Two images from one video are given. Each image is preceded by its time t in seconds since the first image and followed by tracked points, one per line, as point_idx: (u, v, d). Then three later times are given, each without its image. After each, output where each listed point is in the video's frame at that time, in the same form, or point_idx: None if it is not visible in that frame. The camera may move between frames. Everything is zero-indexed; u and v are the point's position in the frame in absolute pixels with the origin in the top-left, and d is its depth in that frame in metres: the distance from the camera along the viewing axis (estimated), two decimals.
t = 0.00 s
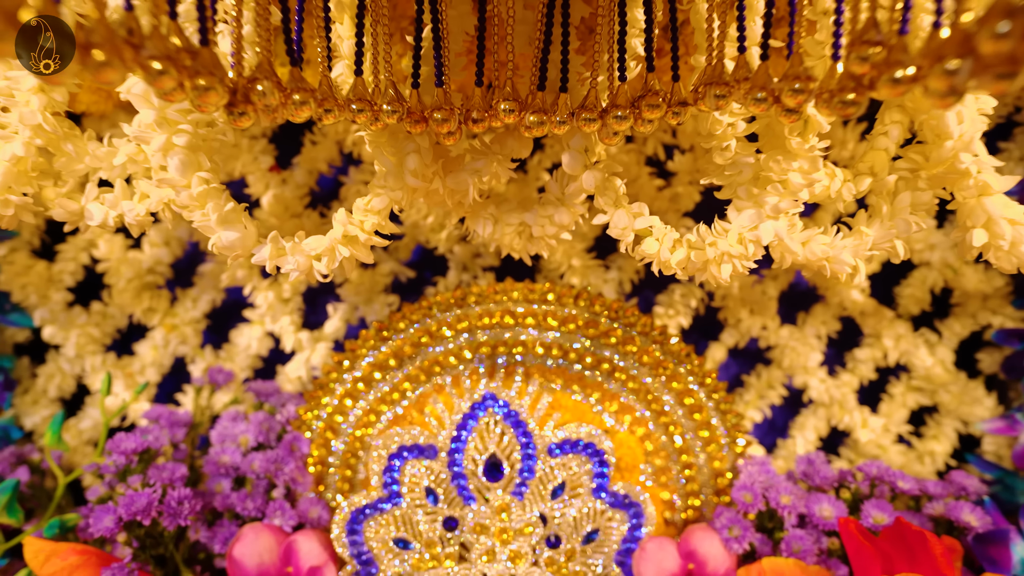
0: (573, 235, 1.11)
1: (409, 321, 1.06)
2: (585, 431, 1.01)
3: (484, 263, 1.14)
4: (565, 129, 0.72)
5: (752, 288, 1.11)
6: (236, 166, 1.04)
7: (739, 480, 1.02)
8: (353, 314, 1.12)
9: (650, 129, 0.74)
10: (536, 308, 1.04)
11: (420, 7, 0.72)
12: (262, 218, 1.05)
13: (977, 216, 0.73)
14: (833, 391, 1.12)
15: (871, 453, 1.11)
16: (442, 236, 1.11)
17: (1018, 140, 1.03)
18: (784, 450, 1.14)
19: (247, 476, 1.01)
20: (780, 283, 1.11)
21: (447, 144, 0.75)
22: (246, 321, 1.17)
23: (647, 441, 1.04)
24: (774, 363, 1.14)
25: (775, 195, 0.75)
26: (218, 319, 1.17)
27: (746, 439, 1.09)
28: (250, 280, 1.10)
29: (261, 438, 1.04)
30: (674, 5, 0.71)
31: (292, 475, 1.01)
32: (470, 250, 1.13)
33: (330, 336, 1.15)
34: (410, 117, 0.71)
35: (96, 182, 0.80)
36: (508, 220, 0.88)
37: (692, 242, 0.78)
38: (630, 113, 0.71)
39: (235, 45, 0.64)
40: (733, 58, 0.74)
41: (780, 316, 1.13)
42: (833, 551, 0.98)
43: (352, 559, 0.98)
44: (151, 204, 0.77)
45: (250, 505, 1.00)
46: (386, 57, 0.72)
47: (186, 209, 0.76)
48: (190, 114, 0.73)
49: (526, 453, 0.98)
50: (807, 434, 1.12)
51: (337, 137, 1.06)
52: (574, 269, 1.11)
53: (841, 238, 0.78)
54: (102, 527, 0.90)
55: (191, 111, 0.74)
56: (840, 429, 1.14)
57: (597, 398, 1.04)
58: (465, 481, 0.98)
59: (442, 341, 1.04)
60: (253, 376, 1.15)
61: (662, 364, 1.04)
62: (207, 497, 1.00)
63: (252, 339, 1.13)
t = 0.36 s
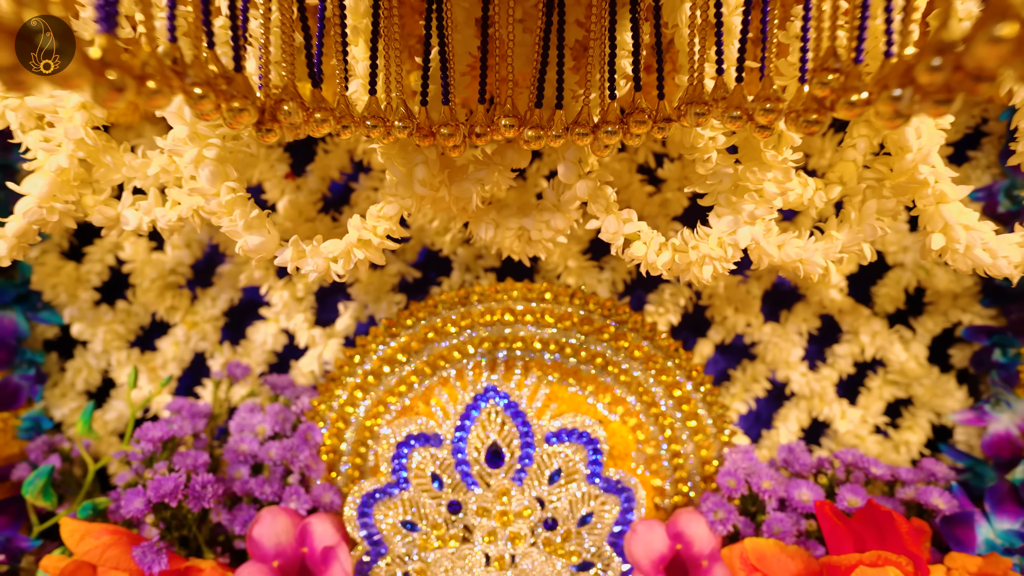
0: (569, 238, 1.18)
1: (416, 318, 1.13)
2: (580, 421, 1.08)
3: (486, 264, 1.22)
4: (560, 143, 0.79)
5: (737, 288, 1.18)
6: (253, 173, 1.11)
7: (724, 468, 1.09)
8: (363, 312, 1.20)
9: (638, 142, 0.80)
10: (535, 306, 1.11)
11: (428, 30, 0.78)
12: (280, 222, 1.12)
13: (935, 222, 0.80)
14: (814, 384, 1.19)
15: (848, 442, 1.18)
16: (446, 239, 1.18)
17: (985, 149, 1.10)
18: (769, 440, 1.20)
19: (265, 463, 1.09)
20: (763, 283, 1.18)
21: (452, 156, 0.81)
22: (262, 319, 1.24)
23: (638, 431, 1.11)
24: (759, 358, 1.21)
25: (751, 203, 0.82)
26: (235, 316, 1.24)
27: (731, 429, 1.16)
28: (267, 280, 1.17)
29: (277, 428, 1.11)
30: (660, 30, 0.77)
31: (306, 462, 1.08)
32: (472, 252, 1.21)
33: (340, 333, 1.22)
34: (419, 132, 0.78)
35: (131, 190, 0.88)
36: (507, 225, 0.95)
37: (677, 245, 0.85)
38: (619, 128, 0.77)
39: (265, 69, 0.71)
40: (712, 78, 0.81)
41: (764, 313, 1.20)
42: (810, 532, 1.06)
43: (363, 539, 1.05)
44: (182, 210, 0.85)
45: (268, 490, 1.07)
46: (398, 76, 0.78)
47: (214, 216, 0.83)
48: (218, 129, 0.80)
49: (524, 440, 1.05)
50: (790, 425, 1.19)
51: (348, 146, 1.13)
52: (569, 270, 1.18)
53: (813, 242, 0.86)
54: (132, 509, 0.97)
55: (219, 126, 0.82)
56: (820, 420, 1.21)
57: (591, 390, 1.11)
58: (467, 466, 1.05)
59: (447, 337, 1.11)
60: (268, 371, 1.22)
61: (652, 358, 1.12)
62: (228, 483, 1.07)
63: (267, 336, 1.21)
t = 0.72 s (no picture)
0: (566, 239, 1.24)
1: (421, 314, 1.20)
2: (576, 411, 1.14)
3: (488, 263, 1.29)
4: (556, 151, 0.85)
5: (725, 285, 1.25)
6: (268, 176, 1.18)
7: (711, 454, 1.17)
8: (371, 308, 1.27)
9: (628, 151, 0.87)
10: (534, 303, 1.18)
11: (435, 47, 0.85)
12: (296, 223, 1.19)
13: (902, 223, 0.87)
14: (798, 376, 1.25)
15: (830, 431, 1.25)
16: (450, 239, 1.25)
17: (959, 154, 1.16)
18: (755, 430, 1.27)
19: (280, 450, 1.16)
20: (750, 281, 1.25)
21: (456, 163, 0.88)
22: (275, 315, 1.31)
23: (631, 420, 1.18)
24: (745, 352, 1.28)
25: (733, 206, 0.89)
26: (251, 312, 1.31)
27: (719, 419, 1.23)
28: (281, 279, 1.24)
29: (291, 417, 1.18)
30: (648, 48, 0.84)
31: (318, 449, 1.15)
32: (474, 252, 1.28)
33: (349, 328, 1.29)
34: (427, 141, 0.84)
35: (159, 194, 0.95)
36: (507, 226, 1.02)
37: (664, 246, 0.92)
38: (610, 137, 0.84)
39: (286, 84, 0.78)
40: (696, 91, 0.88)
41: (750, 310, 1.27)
42: (789, 514, 1.14)
43: (372, 521, 1.12)
44: (207, 213, 0.92)
45: (283, 475, 1.14)
46: (407, 89, 0.85)
47: (237, 218, 0.90)
48: (241, 139, 0.87)
49: (524, 429, 1.12)
50: (775, 415, 1.26)
51: (357, 151, 1.20)
52: (567, 268, 1.25)
53: (790, 242, 0.93)
54: (157, 491, 1.04)
55: (242, 136, 0.89)
56: (803, 411, 1.28)
57: (587, 382, 1.18)
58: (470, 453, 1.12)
59: (451, 332, 1.18)
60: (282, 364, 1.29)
61: (644, 351, 1.18)
62: (245, 469, 1.15)
63: (280, 331, 1.27)
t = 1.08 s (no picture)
0: (562, 240, 1.31)
1: (424, 311, 1.27)
2: (571, 400, 1.22)
3: (488, 262, 1.36)
4: (551, 158, 0.92)
5: (711, 283, 1.32)
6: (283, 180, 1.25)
7: (699, 442, 1.25)
8: (378, 305, 1.34)
9: (618, 158, 0.94)
10: (531, 299, 1.25)
11: (439, 62, 0.91)
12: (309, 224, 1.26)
13: (870, 225, 0.94)
14: (781, 369, 1.33)
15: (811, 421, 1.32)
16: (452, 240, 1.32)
17: (931, 159, 1.22)
18: (741, 420, 1.34)
19: (293, 438, 1.23)
20: (735, 279, 1.32)
21: (459, 169, 0.95)
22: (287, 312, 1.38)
23: (623, 410, 1.25)
24: (732, 346, 1.35)
25: (715, 209, 0.96)
26: (262, 309, 1.41)
27: (707, 409, 1.30)
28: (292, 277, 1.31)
29: (303, 408, 1.25)
30: (635, 63, 0.92)
31: (328, 438, 1.23)
32: (475, 252, 1.35)
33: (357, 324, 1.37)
34: (432, 149, 0.91)
35: (183, 198, 1.02)
36: (507, 227, 1.09)
37: (651, 246, 0.99)
38: (600, 145, 0.91)
39: (304, 97, 0.84)
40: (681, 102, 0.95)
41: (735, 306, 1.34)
42: (771, 497, 1.21)
43: (379, 503, 1.19)
44: (228, 216, 0.99)
45: (295, 460, 1.21)
46: (413, 101, 0.91)
47: (256, 220, 0.97)
48: (260, 147, 0.94)
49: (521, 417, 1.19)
50: (760, 406, 1.33)
51: (364, 156, 1.27)
52: (562, 267, 1.32)
53: (768, 243, 1.00)
54: (180, 475, 1.12)
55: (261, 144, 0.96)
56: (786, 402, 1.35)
57: (581, 374, 1.25)
58: (472, 440, 1.19)
59: (453, 327, 1.25)
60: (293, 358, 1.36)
61: (636, 345, 1.25)
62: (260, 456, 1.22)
63: (292, 327, 1.35)
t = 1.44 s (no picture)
0: (556, 239, 1.40)
1: (427, 306, 1.35)
2: (566, 390, 1.30)
3: (488, 261, 1.44)
4: (545, 164, 1.00)
5: (698, 281, 1.40)
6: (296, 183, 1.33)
7: (685, 427, 1.31)
8: (384, 300, 1.42)
9: (607, 164, 1.02)
10: (528, 295, 1.33)
11: (442, 76, 0.99)
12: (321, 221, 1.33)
13: (839, 225, 1.02)
14: (764, 361, 1.41)
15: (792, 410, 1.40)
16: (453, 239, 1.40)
17: (903, 163, 1.30)
18: (726, 408, 1.42)
19: (304, 425, 1.29)
20: (720, 277, 1.40)
21: (460, 174, 1.03)
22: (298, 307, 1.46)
23: (614, 399, 1.33)
24: (717, 340, 1.44)
25: (695, 212, 1.04)
26: (274, 304, 1.48)
27: (693, 399, 1.38)
28: (303, 275, 1.39)
29: (313, 396, 1.32)
30: (621, 76, 1.00)
31: (337, 424, 1.28)
32: (475, 250, 1.43)
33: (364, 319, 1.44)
34: (435, 156, 1.00)
35: (205, 200, 1.10)
36: (505, 228, 1.17)
37: (638, 245, 1.07)
38: (590, 153, 0.99)
39: (319, 109, 0.92)
40: (665, 112, 1.01)
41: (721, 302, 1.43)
42: (751, 481, 1.29)
43: (385, 486, 1.28)
44: (247, 218, 1.08)
45: (307, 446, 1.28)
46: (418, 112, 0.99)
47: (273, 221, 1.05)
48: (277, 154, 1.02)
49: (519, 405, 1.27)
50: (744, 396, 1.41)
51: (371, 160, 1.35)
52: (557, 265, 1.40)
53: (745, 242, 1.08)
54: (198, 459, 1.20)
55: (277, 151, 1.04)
56: (769, 392, 1.43)
57: (575, 365, 1.34)
58: (471, 426, 1.28)
59: (454, 321, 1.33)
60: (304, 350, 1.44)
61: (626, 338, 1.34)
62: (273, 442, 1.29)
63: (302, 321, 1.42)
